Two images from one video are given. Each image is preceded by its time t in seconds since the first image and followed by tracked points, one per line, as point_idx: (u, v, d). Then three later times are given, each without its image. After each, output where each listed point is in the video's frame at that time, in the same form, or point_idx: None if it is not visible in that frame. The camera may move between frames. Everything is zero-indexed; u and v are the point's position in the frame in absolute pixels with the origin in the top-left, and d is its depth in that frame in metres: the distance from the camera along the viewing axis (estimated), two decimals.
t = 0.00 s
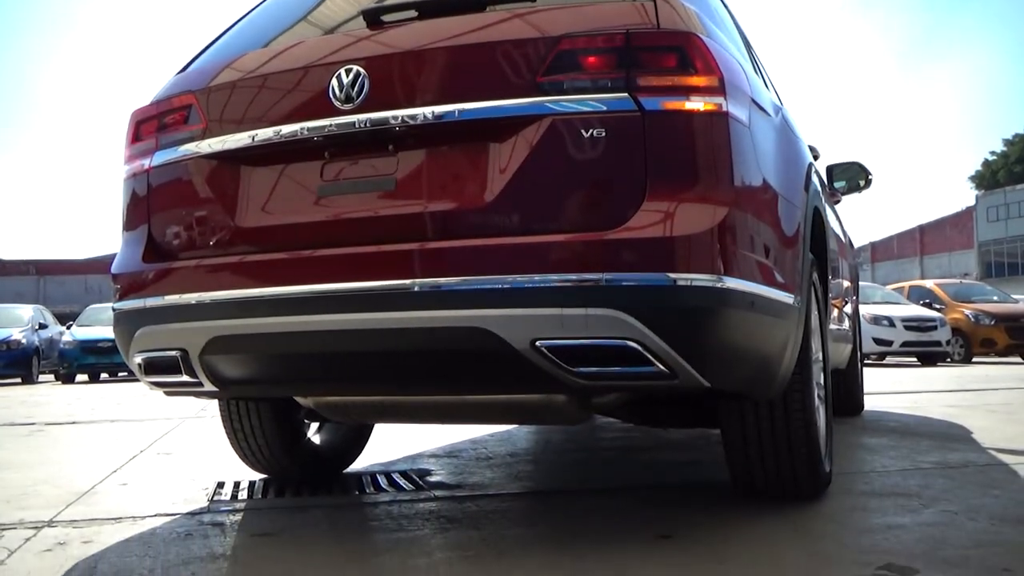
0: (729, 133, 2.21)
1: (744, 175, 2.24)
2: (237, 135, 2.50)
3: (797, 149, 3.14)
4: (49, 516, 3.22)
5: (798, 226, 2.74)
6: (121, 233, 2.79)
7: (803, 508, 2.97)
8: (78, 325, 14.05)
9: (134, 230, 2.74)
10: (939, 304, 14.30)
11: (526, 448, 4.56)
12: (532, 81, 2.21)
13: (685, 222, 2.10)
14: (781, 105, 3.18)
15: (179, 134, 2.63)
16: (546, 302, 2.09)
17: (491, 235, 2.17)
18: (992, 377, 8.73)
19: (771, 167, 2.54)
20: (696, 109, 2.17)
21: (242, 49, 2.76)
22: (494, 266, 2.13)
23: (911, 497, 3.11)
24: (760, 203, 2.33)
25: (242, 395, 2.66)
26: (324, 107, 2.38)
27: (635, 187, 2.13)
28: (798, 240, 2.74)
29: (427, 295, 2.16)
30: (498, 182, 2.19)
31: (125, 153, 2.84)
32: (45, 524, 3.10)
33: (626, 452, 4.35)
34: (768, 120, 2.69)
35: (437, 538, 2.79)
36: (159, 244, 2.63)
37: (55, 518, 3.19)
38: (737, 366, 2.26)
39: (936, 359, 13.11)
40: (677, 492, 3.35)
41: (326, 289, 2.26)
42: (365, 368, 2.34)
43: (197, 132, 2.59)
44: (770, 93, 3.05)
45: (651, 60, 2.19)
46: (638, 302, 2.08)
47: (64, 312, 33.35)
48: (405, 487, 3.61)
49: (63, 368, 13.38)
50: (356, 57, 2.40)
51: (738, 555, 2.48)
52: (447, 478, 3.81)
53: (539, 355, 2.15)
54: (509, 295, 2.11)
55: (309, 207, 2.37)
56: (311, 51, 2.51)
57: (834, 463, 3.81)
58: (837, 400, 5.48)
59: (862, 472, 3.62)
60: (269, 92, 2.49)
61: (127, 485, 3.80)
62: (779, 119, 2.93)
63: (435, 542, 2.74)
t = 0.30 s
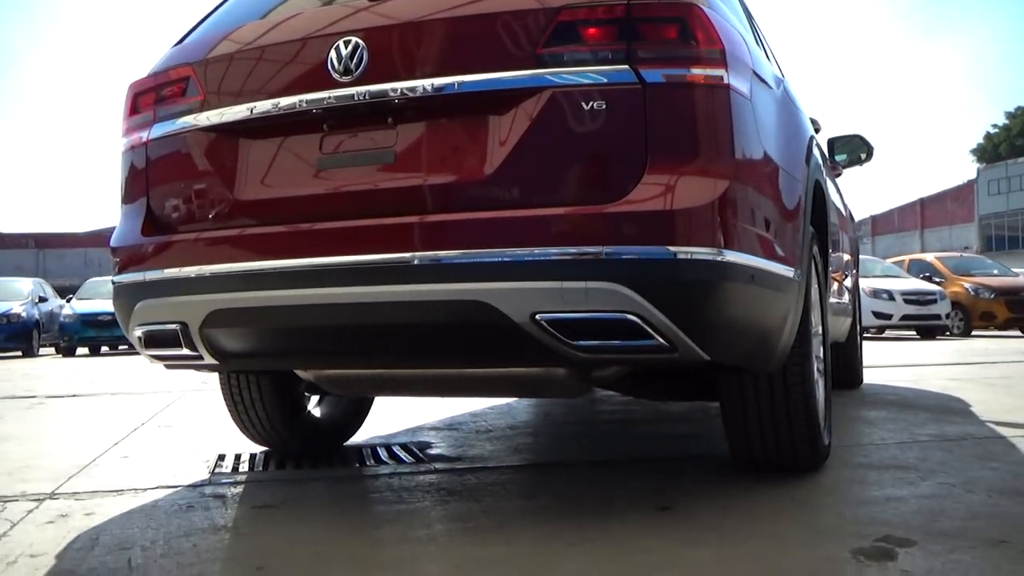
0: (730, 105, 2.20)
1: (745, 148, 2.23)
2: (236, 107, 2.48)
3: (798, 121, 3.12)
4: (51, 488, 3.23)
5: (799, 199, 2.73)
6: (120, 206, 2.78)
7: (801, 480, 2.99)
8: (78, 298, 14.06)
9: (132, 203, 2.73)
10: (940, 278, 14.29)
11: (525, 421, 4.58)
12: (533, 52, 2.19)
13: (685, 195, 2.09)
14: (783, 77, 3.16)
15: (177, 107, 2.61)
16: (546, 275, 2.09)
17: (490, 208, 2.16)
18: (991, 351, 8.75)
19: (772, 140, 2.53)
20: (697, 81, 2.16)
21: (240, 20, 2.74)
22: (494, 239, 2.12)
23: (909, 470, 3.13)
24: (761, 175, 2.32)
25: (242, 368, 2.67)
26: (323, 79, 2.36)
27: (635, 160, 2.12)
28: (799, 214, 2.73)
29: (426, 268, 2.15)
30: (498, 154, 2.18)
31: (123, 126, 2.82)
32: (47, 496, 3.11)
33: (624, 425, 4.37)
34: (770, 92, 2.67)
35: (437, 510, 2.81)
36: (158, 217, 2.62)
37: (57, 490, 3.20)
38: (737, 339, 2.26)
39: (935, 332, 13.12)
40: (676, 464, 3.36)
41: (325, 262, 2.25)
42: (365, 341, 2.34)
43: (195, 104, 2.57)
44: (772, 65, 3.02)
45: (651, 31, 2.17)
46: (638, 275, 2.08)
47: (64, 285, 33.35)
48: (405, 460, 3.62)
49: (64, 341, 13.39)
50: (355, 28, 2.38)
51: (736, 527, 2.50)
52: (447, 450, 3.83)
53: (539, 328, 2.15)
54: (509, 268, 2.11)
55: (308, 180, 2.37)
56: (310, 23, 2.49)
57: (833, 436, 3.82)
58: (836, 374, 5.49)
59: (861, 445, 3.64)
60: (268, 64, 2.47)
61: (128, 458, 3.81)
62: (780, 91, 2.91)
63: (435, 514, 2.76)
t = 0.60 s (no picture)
0: (732, 77, 2.19)
1: (746, 121, 2.22)
2: (234, 79, 2.47)
3: (800, 93, 3.10)
4: (53, 461, 3.25)
5: (800, 173, 2.72)
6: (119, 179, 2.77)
7: (800, 452, 3.00)
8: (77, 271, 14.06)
9: (131, 176, 2.72)
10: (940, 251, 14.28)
11: (526, 394, 4.59)
12: (533, 24, 2.17)
13: (685, 168, 2.08)
14: (785, 49, 3.14)
15: (175, 78, 2.59)
16: (546, 248, 2.09)
17: (490, 181, 2.15)
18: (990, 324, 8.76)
19: (774, 112, 2.51)
20: (698, 53, 2.15)
21: None
22: (494, 212, 2.12)
23: (908, 442, 3.14)
24: (763, 148, 2.31)
25: (242, 341, 2.67)
26: (322, 51, 2.34)
27: (636, 132, 2.11)
28: (800, 186, 2.72)
29: (426, 242, 2.15)
30: (498, 127, 2.17)
31: (121, 98, 2.80)
32: (49, 468, 3.13)
33: (624, 397, 4.38)
34: (772, 64, 2.65)
35: (438, 482, 2.82)
36: (157, 189, 2.61)
37: (60, 463, 3.22)
38: (736, 312, 2.26)
39: (935, 305, 13.13)
40: (676, 437, 3.38)
41: (325, 235, 2.25)
42: (365, 314, 2.34)
43: (193, 76, 2.55)
44: (774, 37, 3.00)
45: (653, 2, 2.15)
46: (638, 248, 2.07)
47: (63, 258, 33.30)
48: (405, 432, 3.64)
49: (65, 314, 13.40)
50: None
51: (734, 499, 2.51)
52: (447, 423, 3.85)
53: (540, 301, 2.14)
54: (509, 241, 2.10)
55: (307, 152, 2.36)
56: None
57: (832, 408, 3.84)
58: (835, 347, 5.50)
59: (859, 417, 3.65)
60: (266, 35, 2.45)
61: (130, 430, 3.83)
62: (782, 63, 2.89)
63: (436, 486, 2.78)
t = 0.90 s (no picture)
0: (734, 47, 2.17)
1: (748, 92, 2.20)
2: (232, 49, 2.44)
3: (802, 64, 3.08)
4: (55, 432, 3.26)
5: (802, 144, 2.71)
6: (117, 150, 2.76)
7: (798, 424, 3.01)
8: (77, 243, 14.05)
9: (130, 147, 2.71)
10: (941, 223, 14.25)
11: (525, 366, 4.60)
12: None
13: (686, 139, 2.07)
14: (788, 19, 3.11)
15: (172, 49, 2.57)
16: (546, 219, 2.08)
17: (490, 152, 2.14)
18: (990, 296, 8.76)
19: (776, 83, 2.50)
20: (700, 23, 2.13)
21: None
22: (494, 183, 2.11)
23: (907, 414, 3.15)
24: (764, 119, 2.30)
25: (242, 312, 2.67)
26: (320, 21, 2.31)
27: (636, 103, 2.10)
28: (801, 158, 2.70)
29: (426, 213, 2.14)
30: (498, 98, 2.15)
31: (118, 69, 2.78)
32: (51, 439, 3.14)
33: (624, 369, 4.39)
34: (774, 34, 2.63)
35: (438, 453, 2.84)
36: (155, 161, 2.60)
37: (61, 434, 3.23)
38: (737, 284, 2.26)
39: (936, 277, 13.14)
40: (675, 408, 3.39)
41: (324, 206, 2.24)
42: (365, 285, 2.33)
43: (190, 46, 2.53)
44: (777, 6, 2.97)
45: None
46: (639, 220, 2.06)
47: (62, 230, 33.25)
48: (405, 403, 3.65)
49: (65, 286, 13.40)
50: None
51: (733, 469, 2.53)
52: (448, 394, 3.86)
53: (540, 273, 2.14)
54: (509, 212, 2.10)
55: (306, 123, 2.34)
56: None
57: (831, 379, 3.85)
58: (835, 319, 5.51)
59: (859, 389, 3.66)
60: (263, 4, 2.42)
61: (131, 402, 3.84)
62: (785, 33, 2.87)
63: (436, 457, 2.79)
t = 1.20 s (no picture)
0: (736, 17, 2.15)
1: (750, 61, 2.18)
2: (230, 18, 2.41)
3: (805, 33, 3.05)
4: (56, 402, 3.27)
5: (804, 115, 2.69)
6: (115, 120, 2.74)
7: (798, 394, 3.02)
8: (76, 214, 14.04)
9: (128, 117, 2.69)
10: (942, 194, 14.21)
11: (525, 337, 4.61)
12: None
13: (687, 110, 2.06)
14: None
15: (170, 18, 2.54)
16: (547, 190, 2.07)
17: (491, 123, 2.13)
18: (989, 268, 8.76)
19: (778, 52, 2.48)
20: None
21: None
22: (494, 154, 2.10)
23: (906, 385, 3.16)
24: (766, 89, 2.28)
25: (242, 283, 2.67)
26: None
27: (637, 73, 2.08)
28: (803, 129, 2.69)
29: (427, 184, 2.13)
30: (498, 68, 2.14)
31: (116, 38, 2.75)
32: (53, 410, 3.15)
33: (624, 340, 4.40)
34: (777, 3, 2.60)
35: (438, 424, 2.85)
36: (154, 131, 2.58)
37: (63, 404, 3.24)
38: (737, 254, 2.26)
39: (936, 249, 13.13)
40: (674, 379, 3.40)
41: (323, 177, 2.23)
42: (364, 256, 2.33)
43: (188, 16, 2.49)
44: None
45: None
46: (639, 191, 2.06)
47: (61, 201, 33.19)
48: (406, 374, 3.66)
49: (65, 257, 13.39)
50: None
51: (732, 440, 2.54)
52: (448, 365, 3.87)
53: (540, 244, 2.13)
54: (509, 183, 2.09)
55: (305, 94, 2.33)
56: None
57: (830, 350, 3.86)
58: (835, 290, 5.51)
59: (858, 359, 3.67)
60: None
61: (132, 373, 3.85)
62: (788, 2, 2.84)
63: (437, 428, 2.80)
